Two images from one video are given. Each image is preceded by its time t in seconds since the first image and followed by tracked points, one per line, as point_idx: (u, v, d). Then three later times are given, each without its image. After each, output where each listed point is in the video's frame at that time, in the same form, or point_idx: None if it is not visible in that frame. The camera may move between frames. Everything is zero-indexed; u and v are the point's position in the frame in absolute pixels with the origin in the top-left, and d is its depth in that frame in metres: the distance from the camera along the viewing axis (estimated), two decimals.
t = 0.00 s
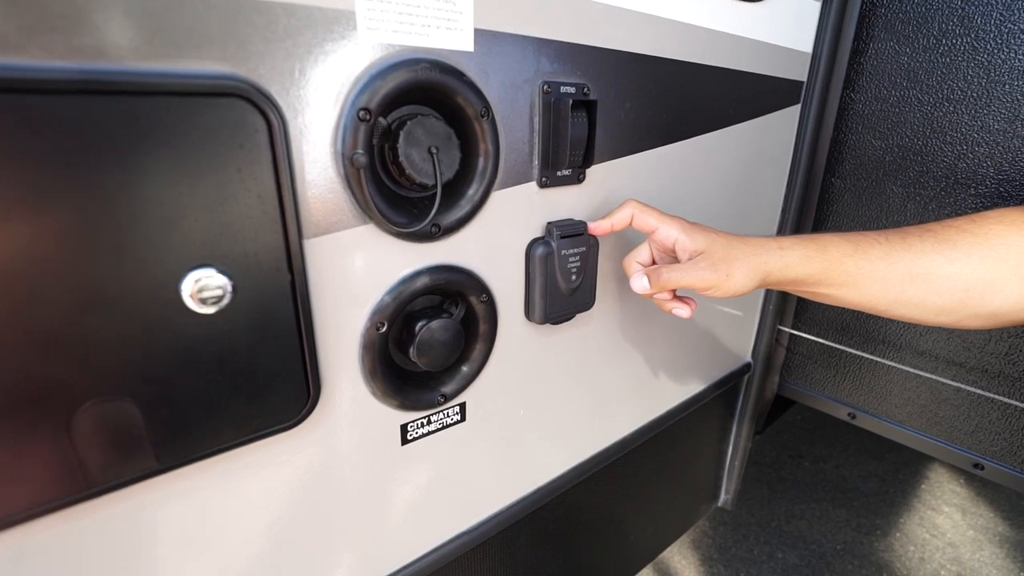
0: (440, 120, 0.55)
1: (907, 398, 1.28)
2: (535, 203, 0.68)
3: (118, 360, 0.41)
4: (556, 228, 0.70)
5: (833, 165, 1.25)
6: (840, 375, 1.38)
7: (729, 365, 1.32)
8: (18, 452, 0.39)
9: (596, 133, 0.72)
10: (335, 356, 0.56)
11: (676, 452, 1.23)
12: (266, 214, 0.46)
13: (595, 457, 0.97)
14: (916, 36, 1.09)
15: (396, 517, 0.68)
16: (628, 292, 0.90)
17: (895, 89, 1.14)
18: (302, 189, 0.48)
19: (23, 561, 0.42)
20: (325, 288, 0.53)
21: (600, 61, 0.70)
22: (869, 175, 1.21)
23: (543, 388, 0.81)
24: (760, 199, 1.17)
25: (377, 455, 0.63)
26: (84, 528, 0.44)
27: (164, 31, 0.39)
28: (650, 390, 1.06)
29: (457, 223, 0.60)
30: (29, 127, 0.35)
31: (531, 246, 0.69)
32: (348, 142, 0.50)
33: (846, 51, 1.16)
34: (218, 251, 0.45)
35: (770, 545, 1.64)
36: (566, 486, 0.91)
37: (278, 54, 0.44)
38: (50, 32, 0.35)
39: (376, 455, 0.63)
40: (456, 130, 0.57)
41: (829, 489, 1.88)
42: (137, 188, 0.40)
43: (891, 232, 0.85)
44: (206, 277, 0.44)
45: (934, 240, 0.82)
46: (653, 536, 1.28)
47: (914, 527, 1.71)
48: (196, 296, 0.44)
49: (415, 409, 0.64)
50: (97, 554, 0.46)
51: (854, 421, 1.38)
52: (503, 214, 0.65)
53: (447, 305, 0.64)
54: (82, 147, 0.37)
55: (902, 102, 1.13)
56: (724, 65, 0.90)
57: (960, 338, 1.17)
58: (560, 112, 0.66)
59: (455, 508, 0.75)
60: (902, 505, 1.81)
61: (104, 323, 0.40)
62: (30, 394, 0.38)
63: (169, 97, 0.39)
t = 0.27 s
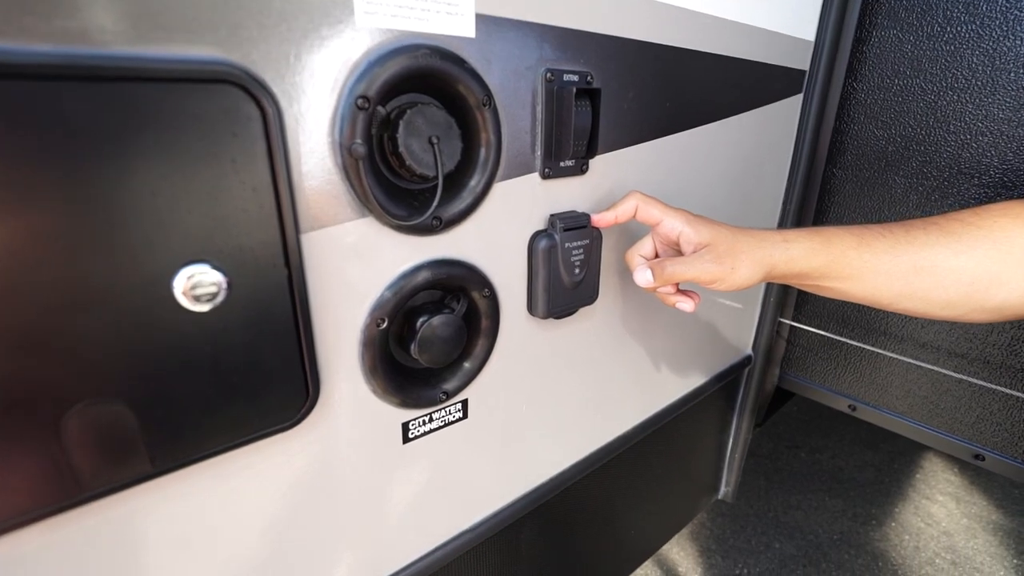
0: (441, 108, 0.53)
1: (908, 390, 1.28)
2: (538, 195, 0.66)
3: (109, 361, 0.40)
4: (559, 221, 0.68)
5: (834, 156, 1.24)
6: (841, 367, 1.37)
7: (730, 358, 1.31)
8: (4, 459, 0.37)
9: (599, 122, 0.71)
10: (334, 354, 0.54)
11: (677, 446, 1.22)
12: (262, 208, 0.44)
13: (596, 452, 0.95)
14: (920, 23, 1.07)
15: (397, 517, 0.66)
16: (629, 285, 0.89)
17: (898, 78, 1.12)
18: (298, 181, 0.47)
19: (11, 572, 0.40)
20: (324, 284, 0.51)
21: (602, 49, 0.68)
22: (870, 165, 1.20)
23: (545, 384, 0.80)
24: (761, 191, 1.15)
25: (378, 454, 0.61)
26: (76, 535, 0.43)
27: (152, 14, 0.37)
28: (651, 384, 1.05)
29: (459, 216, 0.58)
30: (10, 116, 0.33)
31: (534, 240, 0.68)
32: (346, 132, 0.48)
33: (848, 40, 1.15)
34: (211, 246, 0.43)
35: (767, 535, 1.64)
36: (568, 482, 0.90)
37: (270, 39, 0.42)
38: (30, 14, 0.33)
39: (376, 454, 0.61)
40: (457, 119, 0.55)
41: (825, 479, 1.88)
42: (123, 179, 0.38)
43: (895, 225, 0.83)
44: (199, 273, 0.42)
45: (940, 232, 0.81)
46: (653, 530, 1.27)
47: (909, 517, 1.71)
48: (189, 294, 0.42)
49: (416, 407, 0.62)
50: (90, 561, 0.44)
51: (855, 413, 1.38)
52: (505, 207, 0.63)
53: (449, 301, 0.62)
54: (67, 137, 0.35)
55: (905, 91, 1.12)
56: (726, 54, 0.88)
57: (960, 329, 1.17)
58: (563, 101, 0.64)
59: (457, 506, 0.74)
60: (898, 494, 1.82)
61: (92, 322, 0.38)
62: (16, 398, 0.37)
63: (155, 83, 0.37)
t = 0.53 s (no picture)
0: (444, 107, 0.52)
1: (907, 386, 1.28)
2: (541, 193, 0.66)
3: (106, 368, 0.39)
4: (562, 220, 0.68)
5: (834, 152, 1.24)
6: (840, 362, 1.37)
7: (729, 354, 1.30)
8: None
9: (603, 120, 0.70)
10: (336, 357, 0.53)
11: (677, 442, 1.22)
12: (261, 209, 0.43)
13: (597, 450, 0.95)
14: (920, 18, 1.07)
15: (399, 519, 0.66)
16: (631, 282, 0.88)
17: (899, 73, 1.12)
18: (299, 181, 0.46)
19: None
20: (326, 286, 0.50)
21: (606, 45, 0.67)
22: (870, 160, 1.19)
23: (547, 383, 0.79)
24: (761, 187, 1.15)
25: (380, 457, 0.61)
26: (73, 545, 0.42)
27: (148, 10, 0.36)
28: (652, 381, 1.04)
29: (462, 216, 0.57)
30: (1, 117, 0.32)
31: (537, 239, 0.67)
32: (348, 131, 0.47)
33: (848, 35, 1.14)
34: (210, 249, 0.42)
35: (764, 529, 1.64)
36: (570, 481, 0.90)
37: (270, 36, 0.41)
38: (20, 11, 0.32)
39: (379, 457, 0.60)
40: (460, 117, 0.54)
41: (822, 472, 1.89)
42: (120, 181, 0.37)
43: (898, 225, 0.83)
44: (199, 277, 0.41)
45: (942, 232, 0.80)
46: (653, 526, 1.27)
47: (904, 509, 1.72)
48: (189, 298, 0.41)
49: (419, 409, 0.62)
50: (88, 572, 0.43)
51: (853, 408, 1.38)
52: (508, 205, 0.63)
53: (451, 301, 0.62)
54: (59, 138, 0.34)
55: (905, 87, 1.11)
56: (728, 50, 0.88)
57: (960, 325, 1.17)
58: (567, 98, 0.63)
59: (459, 507, 0.73)
60: (893, 486, 1.82)
61: (88, 329, 0.37)
62: (10, 408, 0.36)
63: (151, 82, 0.36)
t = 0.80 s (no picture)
0: (441, 108, 0.51)
1: (901, 384, 1.28)
2: (539, 196, 0.65)
3: (94, 379, 0.37)
4: (560, 222, 0.67)
5: (827, 152, 1.24)
6: (834, 362, 1.37)
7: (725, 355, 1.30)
8: None
9: (601, 121, 0.69)
10: (333, 364, 0.52)
11: (673, 443, 1.21)
12: (255, 214, 0.42)
13: (594, 452, 0.94)
14: (912, 19, 1.07)
15: (395, 526, 0.65)
16: (629, 284, 0.87)
17: (891, 75, 1.12)
18: (294, 184, 0.44)
19: None
20: (323, 292, 0.49)
21: (604, 45, 0.66)
22: (863, 161, 1.20)
23: (545, 386, 0.78)
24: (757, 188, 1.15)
25: (376, 464, 0.60)
26: (62, 561, 0.41)
27: (137, 8, 0.35)
28: (649, 382, 1.03)
29: (460, 218, 0.56)
30: None
31: (535, 241, 0.66)
32: (344, 133, 0.46)
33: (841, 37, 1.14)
34: (203, 254, 0.41)
35: (758, 527, 1.64)
36: (567, 485, 0.89)
37: (265, 35, 0.40)
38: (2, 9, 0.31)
39: (376, 464, 0.59)
40: (458, 118, 0.54)
41: (814, 470, 1.89)
42: (108, 185, 0.35)
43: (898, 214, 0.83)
44: (191, 284, 0.40)
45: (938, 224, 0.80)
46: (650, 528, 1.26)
47: (895, 505, 1.73)
48: (181, 306, 0.40)
49: (416, 415, 0.61)
50: None
51: (848, 407, 1.38)
52: (505, 208, 0.62)
53: (449, 305, 0.61)
54: (45, 141, 0.33)
55: (898, 87, 1.11)
56: (724, 50, 0.87)
57: (952, 324, 1.17)
58: (565, 99, 0.62)
59: (456, 513, 0.72)
60: (884, 483, 1.83)
61: (75, 339, 0.36)
62: None
63: (141, 82, 0.35)
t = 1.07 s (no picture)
0: (433, 106, 0.50)
1: (890, 382, 1.29)
2: (532, 196, 0.64)
3: (69, 391, 0.35)
4: (554, 222, 0.66)
5: (816, 151, 1.24)
6: (824, 360, 1.37)
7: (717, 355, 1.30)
8: None
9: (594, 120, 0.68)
10: (321, 370, 0.50)
11: (666, 443, 1.20)
12: (239, 216, 0.41)
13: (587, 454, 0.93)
14: (899, 19, 1.07)
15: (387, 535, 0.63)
16: (622, 285, 0.86)
17: (879, 74, 1.12)
18: (280, 185, 0.43)
19: None
20: (311, 296, 0.48)
21: (596, 43, 0.65)
22: (852, 160, 1.20)
23: (539, 389, 0.77)
24: (747, 187, 1.15)
25: (368, 472, 0.58)
26: None
27: None
28: (641, 383, 1.03)
29: (452, 219, 0.55)
30: None
31: (529, 242, 0.65)
32: (331, 132, 0.44)
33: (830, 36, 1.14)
34: (185, 259, 0.39)
35: (749, 524, 1.64)
36: (561, 488, 0.88)
37: (248, 30, 0.39)
38: None
39: (367, 472, 0.58)
40: (449, 117, 0.52)
41: (803, 467, 1.90)
42: (83, 186, 0.34)
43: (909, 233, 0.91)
44: (173, 289, 0.38)
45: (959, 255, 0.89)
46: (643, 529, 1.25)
47: (883, 500, 1.74)
48: (161, 313, 0.38)
49: (409, 421, 0.59)
50: None
51: (838, 405, 1.38)
52: (498, 209, 0.60)
53: (442, 308, 0.59)
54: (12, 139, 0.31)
55: (886, 86, 1.12)
56: (714, 49, 0.87)
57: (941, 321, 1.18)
58: (558, 97, 0.61)
59: (450, 519, 0.71)
60: (871, 478, 1.84)
61: (48, 349, 0.34)
62: None
63: (116, 77, 0.33)
